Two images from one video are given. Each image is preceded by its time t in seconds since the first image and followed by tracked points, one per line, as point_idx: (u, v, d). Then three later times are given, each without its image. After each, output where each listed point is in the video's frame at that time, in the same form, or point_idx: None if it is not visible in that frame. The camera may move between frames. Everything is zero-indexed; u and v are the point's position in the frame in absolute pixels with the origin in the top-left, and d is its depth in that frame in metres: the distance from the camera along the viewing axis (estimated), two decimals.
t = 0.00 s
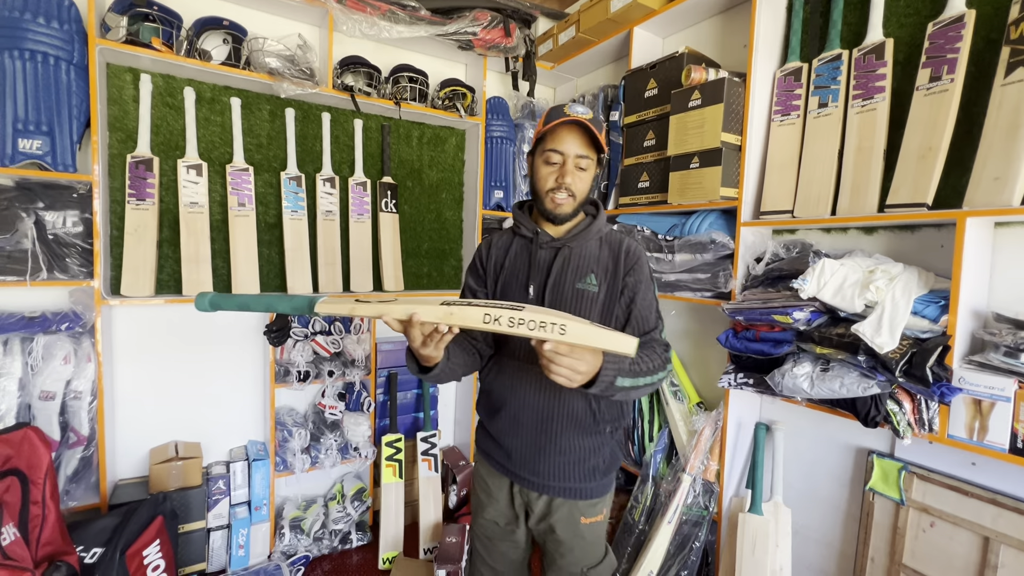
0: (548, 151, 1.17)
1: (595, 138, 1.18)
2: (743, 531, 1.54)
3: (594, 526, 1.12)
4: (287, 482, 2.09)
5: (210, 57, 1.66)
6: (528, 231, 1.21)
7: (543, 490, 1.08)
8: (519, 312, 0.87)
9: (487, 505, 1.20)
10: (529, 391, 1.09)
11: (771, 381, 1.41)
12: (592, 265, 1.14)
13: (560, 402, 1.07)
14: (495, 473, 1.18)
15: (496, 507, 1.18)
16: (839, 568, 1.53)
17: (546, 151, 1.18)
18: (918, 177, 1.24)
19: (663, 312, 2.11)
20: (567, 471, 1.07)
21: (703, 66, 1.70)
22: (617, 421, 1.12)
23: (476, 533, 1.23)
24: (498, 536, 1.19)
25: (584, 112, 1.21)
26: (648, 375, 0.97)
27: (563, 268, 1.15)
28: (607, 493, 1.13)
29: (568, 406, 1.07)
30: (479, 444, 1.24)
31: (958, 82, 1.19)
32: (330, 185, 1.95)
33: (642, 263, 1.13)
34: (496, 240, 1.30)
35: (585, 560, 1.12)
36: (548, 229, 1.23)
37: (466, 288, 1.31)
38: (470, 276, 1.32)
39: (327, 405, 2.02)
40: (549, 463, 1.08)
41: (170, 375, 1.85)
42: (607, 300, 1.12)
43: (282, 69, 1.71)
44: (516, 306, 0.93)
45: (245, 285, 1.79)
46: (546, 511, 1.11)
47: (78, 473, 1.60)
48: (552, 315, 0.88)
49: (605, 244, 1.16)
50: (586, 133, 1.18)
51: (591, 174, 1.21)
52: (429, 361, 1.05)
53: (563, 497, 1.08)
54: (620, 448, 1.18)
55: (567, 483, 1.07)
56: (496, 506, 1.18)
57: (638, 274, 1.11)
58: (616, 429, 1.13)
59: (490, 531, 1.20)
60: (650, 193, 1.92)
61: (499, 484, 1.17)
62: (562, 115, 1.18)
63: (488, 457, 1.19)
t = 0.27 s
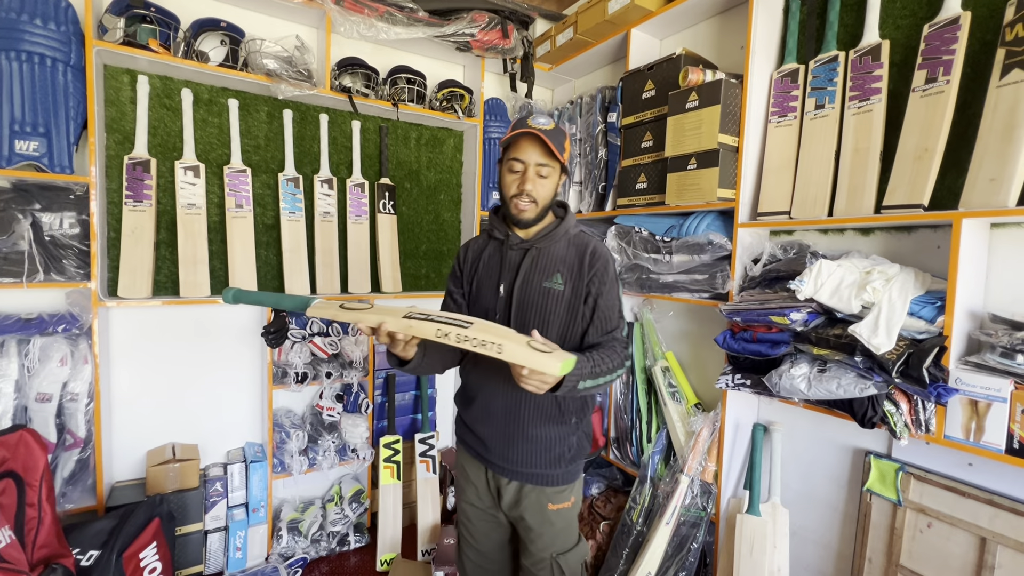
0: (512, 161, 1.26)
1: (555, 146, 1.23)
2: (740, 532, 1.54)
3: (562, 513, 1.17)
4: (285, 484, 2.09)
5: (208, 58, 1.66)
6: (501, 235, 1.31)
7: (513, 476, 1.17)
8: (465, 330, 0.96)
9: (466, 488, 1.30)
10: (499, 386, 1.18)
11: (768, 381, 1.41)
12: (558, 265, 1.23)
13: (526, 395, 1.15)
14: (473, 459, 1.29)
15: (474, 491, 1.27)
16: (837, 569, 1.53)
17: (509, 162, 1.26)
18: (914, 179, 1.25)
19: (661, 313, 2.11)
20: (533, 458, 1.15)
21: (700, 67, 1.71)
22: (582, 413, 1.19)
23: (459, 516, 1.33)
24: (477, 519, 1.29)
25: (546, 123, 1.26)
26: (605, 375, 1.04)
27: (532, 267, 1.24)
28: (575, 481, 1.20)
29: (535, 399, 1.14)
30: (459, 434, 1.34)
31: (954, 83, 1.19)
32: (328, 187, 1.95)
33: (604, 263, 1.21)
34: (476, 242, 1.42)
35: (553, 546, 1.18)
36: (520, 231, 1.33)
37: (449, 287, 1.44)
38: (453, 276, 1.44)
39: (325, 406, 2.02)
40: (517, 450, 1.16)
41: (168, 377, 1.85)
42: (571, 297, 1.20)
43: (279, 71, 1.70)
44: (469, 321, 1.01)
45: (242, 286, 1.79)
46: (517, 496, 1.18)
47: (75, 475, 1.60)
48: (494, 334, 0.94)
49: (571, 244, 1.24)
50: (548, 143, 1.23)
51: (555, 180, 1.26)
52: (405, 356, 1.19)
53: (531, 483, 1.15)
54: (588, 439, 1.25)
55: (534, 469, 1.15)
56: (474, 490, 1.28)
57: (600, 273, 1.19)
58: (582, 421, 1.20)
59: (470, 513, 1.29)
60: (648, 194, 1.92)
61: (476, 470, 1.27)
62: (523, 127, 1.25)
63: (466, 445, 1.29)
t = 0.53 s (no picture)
0: (481, 180, 1.33)
1: (519, 166, 1.28)
2: (739, 537, 1.54)
3: (547, 500, 1.26)
4: (281, 489, 2.08)
5: (205, 63, 1.66)
6: (478, 246, 1.39)
7: (500, 468, 1.25)
8: (424, 352, 1.09)
9: (453, 482, 1.38)
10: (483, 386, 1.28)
11: (766, 386, 1.42)
12: (532, 272, 1.31)
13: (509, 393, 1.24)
14: (459, 454, 1.36)
15: (461, 483, 1.35)
16: (835, 573, 1.53)
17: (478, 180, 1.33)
18: (910, 183, 1.25)
19: (659, 317, 2.11)
20: (518, 450, 1.24)
21: (697, 72, 1.71)
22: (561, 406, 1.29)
23: (447, 507, 1.40)
24: (465, 509, 1.37)
25: (513, 142, 1.31)
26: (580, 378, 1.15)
27: (508, 275, 1.32)
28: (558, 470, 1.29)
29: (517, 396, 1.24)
30: (446, 432, 1.42)
31: (948, 89, 1.20)
32: (326, 191, 1.95)
33: (575, 268, 1.29)
34: (455, 251, 1.50)
35: (538, 532, 1.26)
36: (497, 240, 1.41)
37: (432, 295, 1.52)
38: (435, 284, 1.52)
39: (322, 411, 2.01)
40: (502, 444, 1.25)
41: (165, 382, 1.84)
42: (546, 301, 1.28)
43: (276, 76, 1.70)
44: (429, 337, 1.13)
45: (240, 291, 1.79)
46: (503, 487, 1.26)
47: (70, 482, 1.59)
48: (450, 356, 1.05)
49: (543, 251, 1.32)
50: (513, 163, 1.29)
51: (523, 196, 1.34)
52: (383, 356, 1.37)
53: (517, 473, 1.24)
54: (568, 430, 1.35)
55: (519, 461, 1.24)
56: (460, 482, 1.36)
57: (572, 279, 1.27)
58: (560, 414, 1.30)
59: (458, 504, 1.37)
60: (645, 198, 1.92)
61: (463, 463, 1.34)
62: (491, 147, 1.30)
63: (453, 441, 1.37)
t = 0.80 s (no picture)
0: (478, 183, 1.35)
1: (513, 171, 1.29)
2: (741, 538, 1.54)
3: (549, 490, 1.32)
4: (283, 491, 2.08)
5: (207, 66, 1.66)
6: (477, 244, 1.40)
7: (503, 461, 1.29)
8: (431, 335, 1.13)
9: (456, 478, 1.41)
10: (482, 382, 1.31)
11: (767, 388, 1.41)
12: (530, 270, 1.32)
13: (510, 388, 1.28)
14: (462, 450, 1.40)
15: (464, 480, 1.39)
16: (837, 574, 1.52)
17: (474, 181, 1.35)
18: (911, 185, 1.25)
19: (660, 319, 2.11)
20: (520, 442, 1.28)
21: (697, 74, 1.72)
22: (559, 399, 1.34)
23: (450, 505, 1.44)
24: (469, 504, 1.41)
25: (509, 146, 1.33)
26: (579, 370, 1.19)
27: (506, 273, 1.33)
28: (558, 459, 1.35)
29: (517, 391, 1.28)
30: (447, 430, 1.45)
31: (949, 90, 1.20)
32: (327, 193, 1.95)
33: (572, 268, 1.31)
34: (452, 249, 1.50)
35: (542, 520, 1.31)
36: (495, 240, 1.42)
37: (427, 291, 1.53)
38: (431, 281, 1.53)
39: (323, 413, 2.00)
40: (505, 436, 1.29)
41: (167, 383, 1.84)
42: (543, 299, 1.30)
43: (278, 78, 1.71)
44: (438, 320, 1.15)
45: (241, 293, 1.79)
46: (507, 480, 1.31)
47: (73, 484, 1.59)
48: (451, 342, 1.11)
49: (541, 251, 1.34)
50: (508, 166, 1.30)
51: (518, 199, 1.35)
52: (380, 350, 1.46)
53: (520, 465, 1.29)
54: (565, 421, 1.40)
55: (521, 453, 1.28)
56: (464, 478, 1.40)
57: (569, 277, 1.29)
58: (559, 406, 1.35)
59: (461, 500, 1.41)
60: (646, 200, 1.92)
61: (466, 460, 1.38)
62: (487, 152, 1.32)
63: (455, 438, 1.41)
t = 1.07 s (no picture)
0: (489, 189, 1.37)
1: (520, 176, 1.28)
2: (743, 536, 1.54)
3: (558, 485, 1.35)
4: (285, 490, 2.08)
5: (208, 66, 1.66)
6: (493, 245, 1.42)
7: (516, 457, 1.31)
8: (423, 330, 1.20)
9: (466, 473, 1.42)
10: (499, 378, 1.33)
11: (770, 386, 1.41)
12: (545, 270, 1.34)
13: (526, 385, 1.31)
14: (473, 446, 1.41)
15: (475, 475, 1.40)
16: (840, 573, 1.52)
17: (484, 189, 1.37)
18: (914, 182, 1.25)
19: (662, 317, 2.11)
20: (535, 438, 1.31)
21: (699, 72, 1.71)
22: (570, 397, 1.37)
23: (459, 499, 1.44)
24: (478, 499, 1.41)
25: (517, 153, 1.33)
26: (581, 363, 1.21)
27: (522, 273, 1.35)
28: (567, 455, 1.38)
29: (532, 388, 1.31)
30: (457, 425, 1.46)
31: (953, 87, 1.20)
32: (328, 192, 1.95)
33: (587, 269, 1.33)
34: (467, 248, 1.52)
35: (553, 513, 1.36)
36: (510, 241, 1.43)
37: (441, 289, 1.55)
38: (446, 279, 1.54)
39: (326, 412, 1.99)
40: (520, 433, 1.31)
41: (169, 381, 1.84)
42: (558, 298, 1.32)
43: (279, 77, 1.71)
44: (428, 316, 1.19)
45: (243, 292, 1.79)
46: (519, 475, 1.33)
47: (76, 483, 1.59)
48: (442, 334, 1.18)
49: (556, 252, 1.35)
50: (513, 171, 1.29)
51: (529, 204, 1.34)
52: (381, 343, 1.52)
53: (533, 461, 1.31)
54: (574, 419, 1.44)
55: (535, 449, 1.31)
56: (474, 473, 1.40)
57: (584, 277, 1.31)
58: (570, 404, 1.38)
59: (471, 495, 1.42)
60: (648, 198, 1.92)
61: (477, 455, 1.39)
62: (496, 160, 1.33)
63: (467, 434, 1.41)
